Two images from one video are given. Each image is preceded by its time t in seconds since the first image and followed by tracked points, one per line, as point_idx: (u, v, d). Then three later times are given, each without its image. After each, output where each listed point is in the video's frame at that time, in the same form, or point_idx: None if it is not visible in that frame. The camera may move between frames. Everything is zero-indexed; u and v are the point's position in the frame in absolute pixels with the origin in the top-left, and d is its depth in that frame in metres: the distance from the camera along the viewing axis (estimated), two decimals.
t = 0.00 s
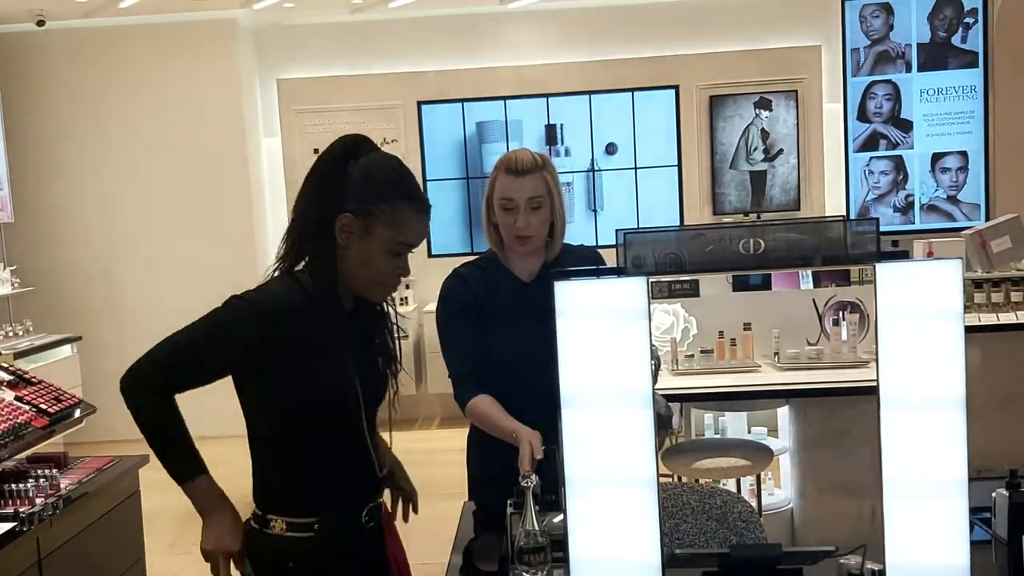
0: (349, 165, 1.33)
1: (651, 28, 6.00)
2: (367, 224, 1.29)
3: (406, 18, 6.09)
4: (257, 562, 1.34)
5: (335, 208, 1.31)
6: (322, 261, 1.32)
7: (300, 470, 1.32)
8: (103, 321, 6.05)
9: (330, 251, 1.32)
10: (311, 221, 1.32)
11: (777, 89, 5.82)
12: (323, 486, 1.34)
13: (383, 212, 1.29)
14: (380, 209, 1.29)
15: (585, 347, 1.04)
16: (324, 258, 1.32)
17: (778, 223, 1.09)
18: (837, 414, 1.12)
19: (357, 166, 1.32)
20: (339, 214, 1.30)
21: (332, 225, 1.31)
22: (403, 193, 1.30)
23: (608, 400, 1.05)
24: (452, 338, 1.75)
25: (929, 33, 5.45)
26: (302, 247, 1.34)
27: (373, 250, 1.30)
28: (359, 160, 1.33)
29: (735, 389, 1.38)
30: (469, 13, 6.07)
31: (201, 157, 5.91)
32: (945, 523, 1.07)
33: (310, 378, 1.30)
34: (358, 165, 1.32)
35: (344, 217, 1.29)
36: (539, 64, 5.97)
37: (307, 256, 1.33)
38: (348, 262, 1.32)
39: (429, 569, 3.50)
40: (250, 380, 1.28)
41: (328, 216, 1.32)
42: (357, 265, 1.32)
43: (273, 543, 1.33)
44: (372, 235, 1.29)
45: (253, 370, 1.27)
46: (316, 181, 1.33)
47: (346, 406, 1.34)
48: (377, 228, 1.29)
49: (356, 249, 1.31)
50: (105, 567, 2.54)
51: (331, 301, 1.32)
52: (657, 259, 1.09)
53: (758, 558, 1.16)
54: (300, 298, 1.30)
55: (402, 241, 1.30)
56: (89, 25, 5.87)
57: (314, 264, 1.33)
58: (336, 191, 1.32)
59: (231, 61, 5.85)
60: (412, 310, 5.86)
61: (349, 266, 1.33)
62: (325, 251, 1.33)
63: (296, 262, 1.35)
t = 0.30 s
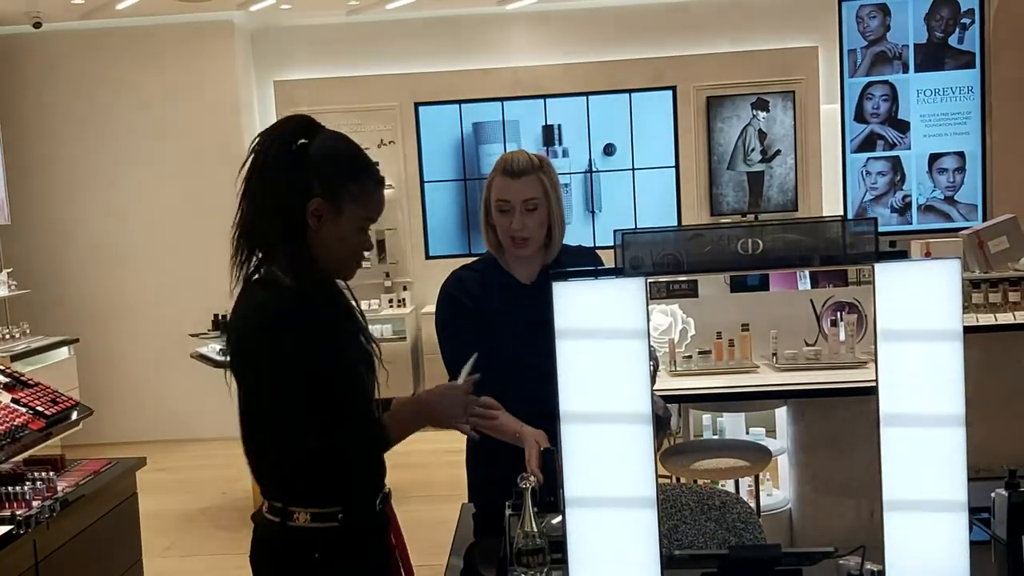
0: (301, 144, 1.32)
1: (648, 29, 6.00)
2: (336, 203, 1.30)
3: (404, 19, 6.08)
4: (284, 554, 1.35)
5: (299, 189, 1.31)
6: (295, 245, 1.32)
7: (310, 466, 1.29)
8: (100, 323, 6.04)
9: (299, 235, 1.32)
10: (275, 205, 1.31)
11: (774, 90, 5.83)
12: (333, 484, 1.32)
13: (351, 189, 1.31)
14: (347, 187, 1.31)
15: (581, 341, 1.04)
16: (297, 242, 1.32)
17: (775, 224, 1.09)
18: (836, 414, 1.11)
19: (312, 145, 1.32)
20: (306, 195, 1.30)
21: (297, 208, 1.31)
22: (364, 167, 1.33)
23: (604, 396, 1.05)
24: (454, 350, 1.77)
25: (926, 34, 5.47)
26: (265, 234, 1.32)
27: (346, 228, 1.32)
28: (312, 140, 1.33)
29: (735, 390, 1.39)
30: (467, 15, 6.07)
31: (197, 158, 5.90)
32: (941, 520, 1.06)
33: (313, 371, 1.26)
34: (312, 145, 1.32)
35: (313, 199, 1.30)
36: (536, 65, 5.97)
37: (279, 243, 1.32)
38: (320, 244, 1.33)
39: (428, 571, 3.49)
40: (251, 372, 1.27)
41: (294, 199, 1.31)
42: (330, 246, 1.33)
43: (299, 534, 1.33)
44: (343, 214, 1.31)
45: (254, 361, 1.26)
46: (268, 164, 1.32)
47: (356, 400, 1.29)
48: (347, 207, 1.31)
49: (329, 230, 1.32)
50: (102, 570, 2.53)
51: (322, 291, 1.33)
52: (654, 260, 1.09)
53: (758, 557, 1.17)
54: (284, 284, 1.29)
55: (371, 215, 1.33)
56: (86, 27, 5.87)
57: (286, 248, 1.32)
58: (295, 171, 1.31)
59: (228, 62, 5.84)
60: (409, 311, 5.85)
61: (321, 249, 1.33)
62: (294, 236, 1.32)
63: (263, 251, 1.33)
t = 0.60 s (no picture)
0: (318, 140, 1.29)
1: (646, 30, 6.01)
2: (358, 204, 1.29)
3: (402, 20, 6.08)
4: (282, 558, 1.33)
5: (320, 188, 1.28)
6: (313, 244, 1.30)
7: (313, 466, 1.27)
8: (97, 324, 6.03)
9: (318, 233, 1.30)
10: (294, 203, 1.29)
11: (771, 91, 5.83)
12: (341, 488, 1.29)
13: (372, 191, 1.30)
14: (367, 188, 1.29)
15: (581, 342, 1.04)
16: (316, 241, 1.30)
17: (773, 224, 1.09)
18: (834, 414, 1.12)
19: (331, 144, 1.29)
20: (327, 194, 1.28)
21: (318, 206, 1.29)
22: (383, 170, 1.31)
23: (605, 395, 1.04)
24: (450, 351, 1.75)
25: (923, 34, 5.40)
26: (282, 233, 1.30)
27: (364, 229, 1.31)
28: (329, 137, 1.30)
29: (734, 391, 1.38)
30: (465, 16, 6.07)
31: (195, 159, 5.90)
32: (941, 518, 1.06)
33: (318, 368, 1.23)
34: (331, 142, 1.30)
35: (335, 198, 1.28)
36: (534, 66, 5.97)
37: (297, 242, 1.30)
38: (337, 243, 1.31)
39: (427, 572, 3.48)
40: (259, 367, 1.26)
41: (314, 197, 1.28)
42: (346, 247, 1.31)
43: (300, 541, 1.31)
44: (363, 215, 1.30)
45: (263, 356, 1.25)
46: (283, 159, 1.29)
47: (361, 402, 1.26)
48: (368, 209, 1.30)
49: (348, 230, 1.30)
50: (99, 572, 2.52)
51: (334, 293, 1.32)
52: (652, 260, 1.09)
53: (757, 558, 1.17)
54: (299, 281, 1.28)
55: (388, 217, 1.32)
56: (83, 27, 5.86)
57: (300, 245, 1.30)
58: (310, 168, 1.28)
59: (226, 63, 5.84)
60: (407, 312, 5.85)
61: (340, 249, 1.31)
62: (312, 234, 1.30)
63: (277, 250, 1.31)
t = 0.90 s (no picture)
0: (326, 143, 1.29)
1: (643, 31, 6.01)
2: (366, 204, 1.29)
3: (398, 21, 6.08)
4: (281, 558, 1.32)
5: (328, 190, 1.27)
6: (320, 246, 1.29)
7: (313, 466, 1.26)
8: (93, 325, 6.02)
9: (326, 234, 1.29)
10: (302, 205, 1.28)
11: (768, 92, 5.84)
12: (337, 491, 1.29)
13: (379, 191, 1.29)
14: (375, 189, 1.29)
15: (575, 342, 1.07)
16: (323, 242, 1.29)
17: (769, 225, 1.09)
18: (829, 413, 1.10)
19: (339, 145, 1.29)
20: (336, 195, 1.27)
21: (325, 208, 1.28)
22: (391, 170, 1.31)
23: (600, 394, 1.07)
24: (443, 351, 1.75)
25: (920, 35, 5.47)
26: (289, 234, 1.29)
27: (372, 230, 1.31)
28: (337, 140, 1.29)
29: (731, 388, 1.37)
30: (461, 16, 6.07)
31: (191, 160, 5.89)
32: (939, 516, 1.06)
33: (320, 368, 1.23)
34: (339, 144, 1.29)
35: (343, 199, 1.27)
36: (531, 67, 5.97)
37: (303, 244, 1.29)
38: (344, 244, 1.31)
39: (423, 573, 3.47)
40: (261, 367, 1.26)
41: (321, 198, 1.28)
42: (354, 248, 1.31)
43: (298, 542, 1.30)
44: (371, 216, 1.29)
45: (266, 355, 1.24)
46: (292, 161, 1.29)
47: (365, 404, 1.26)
48: (376, 210, 1.30)
49: (356, 231, 1.30)
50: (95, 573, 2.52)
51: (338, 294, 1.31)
52: (649, 261, 1.09)
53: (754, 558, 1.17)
54: (305, 282, 1.28)
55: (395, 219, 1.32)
56: (78, 27, 5.85)
57: (306, 246, 1.30)
58: (318, 170, 1.28)
59: (222, 63, 5.83)
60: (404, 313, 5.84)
61: (346, 250, 1.31)
62: (318, 234, 1.29)
63: (284, 252, 1.30)
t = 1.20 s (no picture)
0: (302, 152, 1.19)
1: (638, 31, 6.01)
2: (345, 207, 1.17)
3: (394, 20, 6.08)
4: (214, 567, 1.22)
5: (303, 199, 1.18)
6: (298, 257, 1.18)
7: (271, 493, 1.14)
8: (88, 325, 6.00)
9: (301, 246, 1.18)
10: (276, 217, 1.19)
11: (763, 92, 5.85)
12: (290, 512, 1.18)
13: (360, 191, 1.17)
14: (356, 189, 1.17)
15: (570, 343, 1.05)
16: (298, 256, 1.19)
17: (765, 224, 1.09)
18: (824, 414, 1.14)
19: (314, 151, 1.19)
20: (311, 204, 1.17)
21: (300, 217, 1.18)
22: (374, 169, 1.19)
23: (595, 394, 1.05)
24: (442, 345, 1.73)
25: (915, 35, 5.48)
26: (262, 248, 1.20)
27: (356, 231, 1.17)
28: (314, 145, 1.20)
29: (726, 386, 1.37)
30: (457, 16, 6.07)
31: (186, 159, 5.88)
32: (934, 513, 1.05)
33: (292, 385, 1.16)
34: (314, 150, 1.19)
35: (320, 206, 1.17)
36: (526, 66, 5.96)
37: (276, 257, 1.19)
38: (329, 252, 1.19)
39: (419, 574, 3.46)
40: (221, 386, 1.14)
41: (295, 208, 1.18)
42: (340, 254, 1.19)
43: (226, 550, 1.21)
44: (352, 218, 1.17)
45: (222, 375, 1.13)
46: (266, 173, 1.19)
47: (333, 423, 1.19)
48: (358, 210, 1.17)
49: (338, 238, 1.18)
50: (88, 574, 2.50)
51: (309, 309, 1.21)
52: (645, 260, 1.08)
53: (750, 559, 1.16)
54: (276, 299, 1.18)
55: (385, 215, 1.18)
56: (72, 27, 5.84)
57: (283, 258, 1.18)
58: (296, 178, 1.18)
59: (216, 62, 5.82)
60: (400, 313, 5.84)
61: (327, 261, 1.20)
62: (293, 246, 1.18)
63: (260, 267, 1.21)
